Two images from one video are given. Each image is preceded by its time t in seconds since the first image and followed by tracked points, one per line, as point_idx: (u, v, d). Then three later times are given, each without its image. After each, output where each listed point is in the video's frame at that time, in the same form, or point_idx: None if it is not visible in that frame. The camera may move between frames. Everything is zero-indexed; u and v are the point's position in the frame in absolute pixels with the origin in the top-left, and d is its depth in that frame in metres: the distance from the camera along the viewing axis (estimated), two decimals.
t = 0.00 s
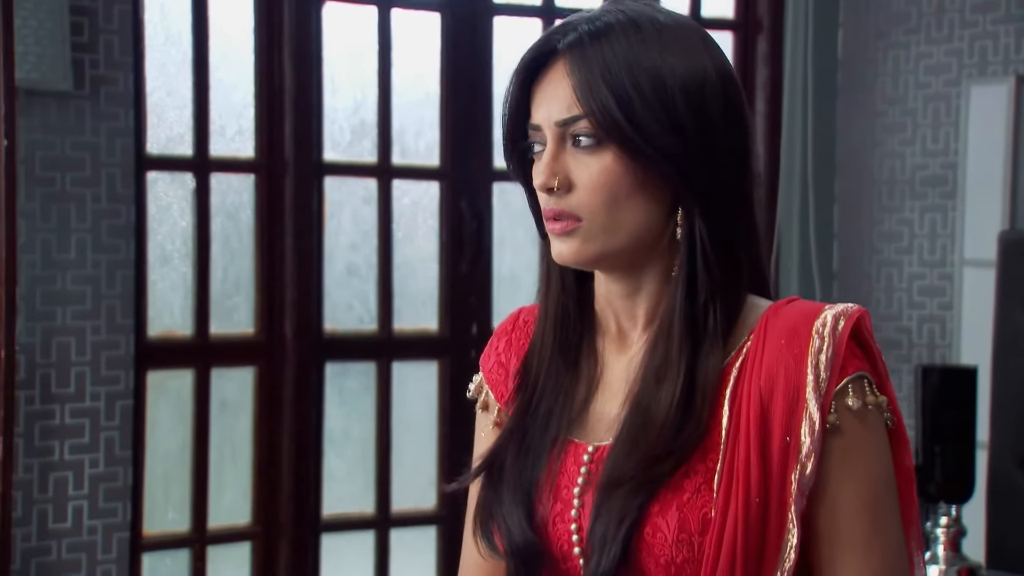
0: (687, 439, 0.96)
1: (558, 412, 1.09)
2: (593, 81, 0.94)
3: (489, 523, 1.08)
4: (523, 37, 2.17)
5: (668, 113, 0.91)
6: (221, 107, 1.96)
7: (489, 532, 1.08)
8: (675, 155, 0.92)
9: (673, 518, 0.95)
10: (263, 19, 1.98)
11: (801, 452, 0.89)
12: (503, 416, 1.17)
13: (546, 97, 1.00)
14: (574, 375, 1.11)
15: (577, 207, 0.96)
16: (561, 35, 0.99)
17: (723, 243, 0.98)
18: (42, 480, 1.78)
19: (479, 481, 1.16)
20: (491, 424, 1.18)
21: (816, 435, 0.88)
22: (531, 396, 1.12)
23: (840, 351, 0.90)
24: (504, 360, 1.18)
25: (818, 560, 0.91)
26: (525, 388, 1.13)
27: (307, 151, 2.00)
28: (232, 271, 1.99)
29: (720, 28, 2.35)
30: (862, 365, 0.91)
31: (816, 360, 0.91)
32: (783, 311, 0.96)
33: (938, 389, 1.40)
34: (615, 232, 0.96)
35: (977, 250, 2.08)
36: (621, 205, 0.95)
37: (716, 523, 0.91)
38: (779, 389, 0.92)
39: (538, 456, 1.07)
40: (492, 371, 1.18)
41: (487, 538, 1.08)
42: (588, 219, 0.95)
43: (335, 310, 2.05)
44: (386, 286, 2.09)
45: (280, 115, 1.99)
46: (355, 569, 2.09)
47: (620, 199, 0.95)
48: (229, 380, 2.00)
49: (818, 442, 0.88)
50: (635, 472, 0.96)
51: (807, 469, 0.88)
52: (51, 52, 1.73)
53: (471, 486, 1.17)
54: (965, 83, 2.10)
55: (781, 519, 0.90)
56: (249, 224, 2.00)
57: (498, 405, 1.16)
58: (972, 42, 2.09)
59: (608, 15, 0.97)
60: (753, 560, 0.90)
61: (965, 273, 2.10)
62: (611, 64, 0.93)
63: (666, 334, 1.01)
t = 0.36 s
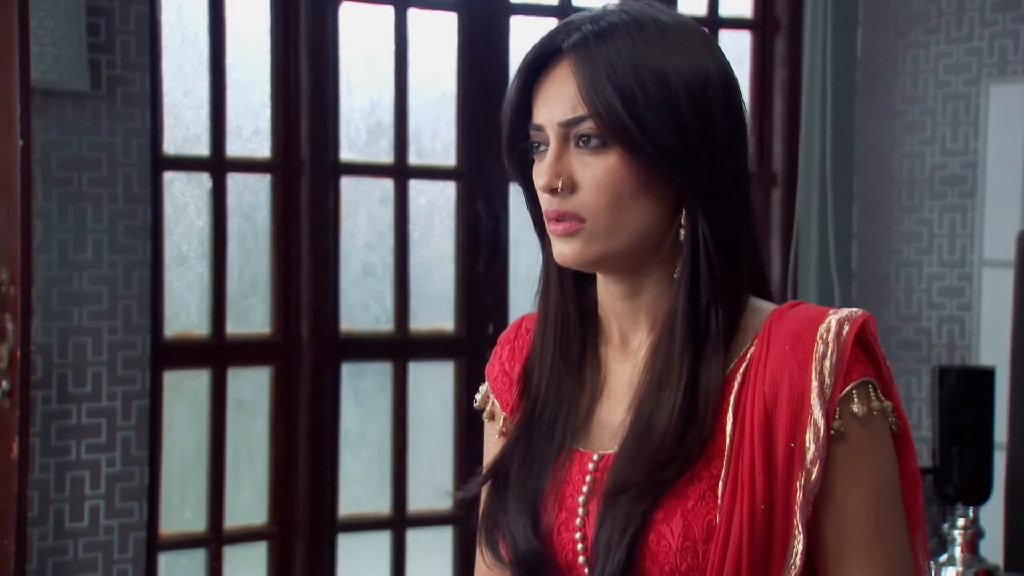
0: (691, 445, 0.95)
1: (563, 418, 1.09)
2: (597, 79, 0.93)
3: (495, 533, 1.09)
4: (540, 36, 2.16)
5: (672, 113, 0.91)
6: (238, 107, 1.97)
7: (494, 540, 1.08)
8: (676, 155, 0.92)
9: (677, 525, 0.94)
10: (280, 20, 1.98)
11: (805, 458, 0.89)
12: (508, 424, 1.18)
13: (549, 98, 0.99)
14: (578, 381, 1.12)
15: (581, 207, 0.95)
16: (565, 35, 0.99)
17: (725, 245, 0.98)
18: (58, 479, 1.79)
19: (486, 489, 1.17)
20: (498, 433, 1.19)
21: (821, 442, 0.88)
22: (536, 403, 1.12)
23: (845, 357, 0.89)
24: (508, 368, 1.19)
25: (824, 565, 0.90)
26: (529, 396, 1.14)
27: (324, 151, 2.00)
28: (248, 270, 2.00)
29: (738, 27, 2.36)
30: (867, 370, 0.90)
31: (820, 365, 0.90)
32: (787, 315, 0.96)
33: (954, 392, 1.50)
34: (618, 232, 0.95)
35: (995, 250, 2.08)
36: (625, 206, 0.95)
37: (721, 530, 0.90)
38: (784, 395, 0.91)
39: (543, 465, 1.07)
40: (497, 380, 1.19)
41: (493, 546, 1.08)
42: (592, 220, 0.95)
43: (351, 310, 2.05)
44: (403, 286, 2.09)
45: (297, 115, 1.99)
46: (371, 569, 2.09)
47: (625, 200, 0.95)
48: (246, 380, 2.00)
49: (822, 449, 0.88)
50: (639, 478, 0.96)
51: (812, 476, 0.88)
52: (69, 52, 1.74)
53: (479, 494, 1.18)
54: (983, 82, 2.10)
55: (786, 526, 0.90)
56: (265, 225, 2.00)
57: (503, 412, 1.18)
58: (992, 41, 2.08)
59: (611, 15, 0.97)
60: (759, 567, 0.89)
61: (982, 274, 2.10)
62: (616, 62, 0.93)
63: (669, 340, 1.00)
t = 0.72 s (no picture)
0: (697, 451, 0.95)
1: (570, 424, 1.10)
2: (598, 80, 0.93)
3: (502, 539, 1.09)
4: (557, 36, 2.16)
5: (674, 114, 0.91)
6: (254, 107, 1.97)
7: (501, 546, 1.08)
8: (678, 157, 0.92)
9: (683, 531, 0.94)
10: (296, 20, 1.98)
11: (812, 464, 0.88)
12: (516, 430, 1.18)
13: (551, 100, 0.99)
14: (585, 386, 1.12)
15: (584, 210, 0.95)
16: (568, 36, 0.98)
17: (729, 248, 0.98)
18: (74, 479, 1.79)
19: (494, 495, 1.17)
20: (507, 440, 1.19)
21: (828, 448, 0.88)
22: (542, 409, 1.13)
23: (852, 363, 0.89)
24: (515, 375, 1.19)
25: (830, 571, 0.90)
26: (535, 403, 1.14)
27: (340, 151, 1.99)
28: (264, 271, 2.00)
29: (755, 27, 2.35)
30: (873, 375, 0.90)
31: (828, 371, 0.89)
32: (794, 319, 0.95)
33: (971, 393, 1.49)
34: (621, 235, 0.95)
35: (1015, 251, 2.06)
36: (628, 208, 0.94)
37: (727, 536, 0.90)
38: (791, 401, 0.90)
39: (550, 471, 1.08)
40: (505, 387, 1.20)
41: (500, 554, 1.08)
42: (594, 222, 0.95)
43: (367, 310, 2.05)
44: (418, 286, 2.08)
45: (313, 115, 1.99)
46: (387, 569, 2.09)
47: (628, 202, 0.94)
48: (261, 380, 2.00)
49: (829, 454, 0.88)
50: (645, 484, 0.95)
51: (819, 481, 0.88)
52: (85, 53, 1.76)
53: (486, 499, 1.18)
54: (1003, 82, 2.08)
55: (792, 532, 0.89)
56: (281, 225, 2.00)
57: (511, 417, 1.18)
58: (1012, 40, 2.07)
59: (614, 15, 0.96)
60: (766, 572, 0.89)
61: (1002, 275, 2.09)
62: (618, 63, 0.92)
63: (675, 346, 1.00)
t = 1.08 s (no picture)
0: (700, 450, 0.94)
1: (573, 422, 1.09)
2: (603, 80, 0.93)
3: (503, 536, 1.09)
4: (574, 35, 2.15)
5: (680, 116, 0.90)
6: (270, 107, 1.97)
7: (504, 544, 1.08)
8: (685, 158, 0.91)
9: (684, 530, 0.93)
10: (313, 20, 1.98)
11: (814, 464, 0.87)
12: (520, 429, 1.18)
13: (557, 98, 0.99)
14: (590, 386, 1.12)
15: (589, 210, 0.95)
16: (575, 35, 0.98)
17: (739, 247, 0.97)
18: (90, 479, 1.80)
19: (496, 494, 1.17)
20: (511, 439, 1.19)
21: (830, 448, 0.86)
22: (547, 408, 1.12)
23: (856, 362, 0.87)
24: (520, 374, 1.19)
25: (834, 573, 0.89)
26: (540, 402, 1.14)
27: (356, 152, 1.99)
28: (280, 271, 2.00)
29: (774, 27, 2.34)
30: (878, 375, 0.88)
31: (830, 371, 0.88)
32: (798, 318, 0.94)
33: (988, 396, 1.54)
34: (628, 235, 0.95)
35: None
36: (634, 207, 0.94)
37: (727, 536, 0.89)
38: (793, 401, 0.89)
39: (552, 469, 1.07)
40: (510, 385, 1.20)
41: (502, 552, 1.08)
42: (600, 223, 0.95)
43: (383, 311, 2.05)
44: (435, 287, 2.08)
45: (329, 115, 1.99)
46: (403, 569, 2.09)
47: (633, 203, 0.94)
48: (277, 380, 2.01)
49: (831, 455, 0.86)
50: (647, 482, 0.95)
51: (821, 482, 0.86)
52: (101, 54, 1.76)
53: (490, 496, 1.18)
54: None
55: (794, 531, 0.88)
56: (298, 226, 2.00)
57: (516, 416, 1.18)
58: None
59: (620, 15, 0.96)
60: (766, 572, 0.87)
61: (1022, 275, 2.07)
62: (623, 64, 0.92)
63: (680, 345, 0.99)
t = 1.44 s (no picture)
0: (699, 438, 0.94)
1: (574, 413, 1.09)
2: (607, 82, 0.92)
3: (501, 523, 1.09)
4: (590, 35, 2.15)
5: (689, 112, 0.90)
6: (286, 108, 1.97)
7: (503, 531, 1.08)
8: (698, 159, 0.91)
9: (679, 516, 0.93)
10: (329, 22, 1.98)
11: (815, 455, 0.87)
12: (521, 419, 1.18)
13: (562, 108, 0.97)
14: (591, 377, 1.12)
15: (608, 220, 0.94)
16: (574, 38, 0.97)
17: (751, 243, 0.97)
18: (106, 479, 1.81)
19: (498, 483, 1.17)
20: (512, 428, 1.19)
21: (832, 438, 0.86)
22: (548, 399, 1.12)
23: (860, 355, 0.87)
24: (524, 364, 1.19)
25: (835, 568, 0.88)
26: (540, 392, 1.14)
27: (371, 152, 1.99)
28: (296, 271, 2.00)
29: (791, 26, 2.33)
30: (883, 371, 0.88)
31: (834, 363, 0.88)
32: (802, 313, 0.92)
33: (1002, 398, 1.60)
34: (646, 241, 0.94)
35: None
36: (650, 215, 0.94)
37: (724, 523, 0.89)
38: (796, 391, 0.89)
39: (547, 454, 1.07)
40: (514, 377, 1.20)
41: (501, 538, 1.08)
42: (618, 231, 0.94)
43: (399, 311, 2.05)
44: (451, 287, 2.08)
45: (345, 116, 1.99)
46: (419, 569, 2.08)
47: (649, 210, 0.94)
48: (292, 380, 2.01)
49: (833, 445, 0.86)
50: (643, 467, 0.94)
51: (822, 473, 0.86)
52: (117, 54, 1.76)
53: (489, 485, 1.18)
54: None
55: (793, 520, 0.88)
56: (314, 226, 2.01)
57: (518, 407, 1.18)
58: None
59: (616, 16, 0.95)
60: (761, 558, 0.87)
61: None
62: (625, 66, 0.91)
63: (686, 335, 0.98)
